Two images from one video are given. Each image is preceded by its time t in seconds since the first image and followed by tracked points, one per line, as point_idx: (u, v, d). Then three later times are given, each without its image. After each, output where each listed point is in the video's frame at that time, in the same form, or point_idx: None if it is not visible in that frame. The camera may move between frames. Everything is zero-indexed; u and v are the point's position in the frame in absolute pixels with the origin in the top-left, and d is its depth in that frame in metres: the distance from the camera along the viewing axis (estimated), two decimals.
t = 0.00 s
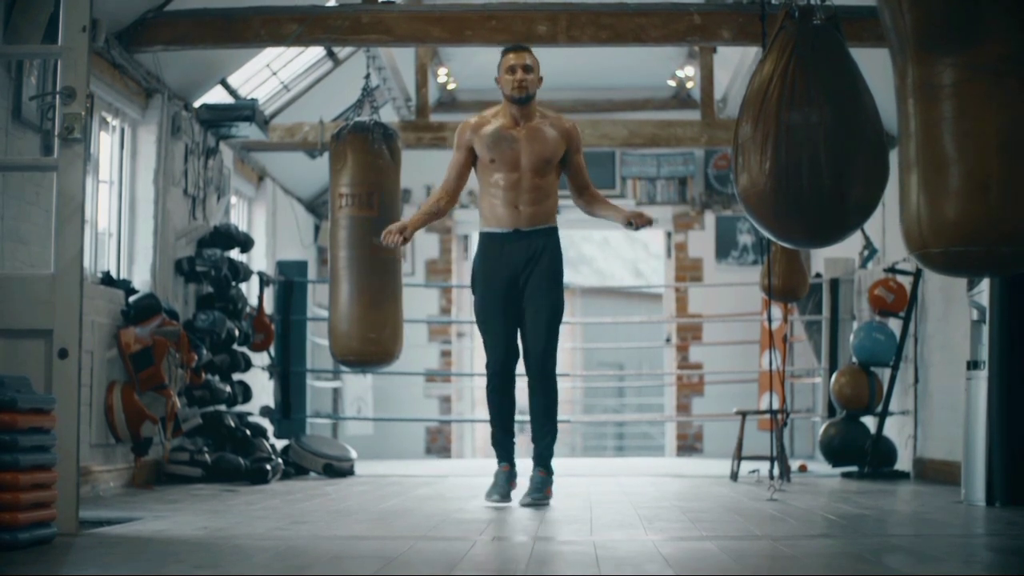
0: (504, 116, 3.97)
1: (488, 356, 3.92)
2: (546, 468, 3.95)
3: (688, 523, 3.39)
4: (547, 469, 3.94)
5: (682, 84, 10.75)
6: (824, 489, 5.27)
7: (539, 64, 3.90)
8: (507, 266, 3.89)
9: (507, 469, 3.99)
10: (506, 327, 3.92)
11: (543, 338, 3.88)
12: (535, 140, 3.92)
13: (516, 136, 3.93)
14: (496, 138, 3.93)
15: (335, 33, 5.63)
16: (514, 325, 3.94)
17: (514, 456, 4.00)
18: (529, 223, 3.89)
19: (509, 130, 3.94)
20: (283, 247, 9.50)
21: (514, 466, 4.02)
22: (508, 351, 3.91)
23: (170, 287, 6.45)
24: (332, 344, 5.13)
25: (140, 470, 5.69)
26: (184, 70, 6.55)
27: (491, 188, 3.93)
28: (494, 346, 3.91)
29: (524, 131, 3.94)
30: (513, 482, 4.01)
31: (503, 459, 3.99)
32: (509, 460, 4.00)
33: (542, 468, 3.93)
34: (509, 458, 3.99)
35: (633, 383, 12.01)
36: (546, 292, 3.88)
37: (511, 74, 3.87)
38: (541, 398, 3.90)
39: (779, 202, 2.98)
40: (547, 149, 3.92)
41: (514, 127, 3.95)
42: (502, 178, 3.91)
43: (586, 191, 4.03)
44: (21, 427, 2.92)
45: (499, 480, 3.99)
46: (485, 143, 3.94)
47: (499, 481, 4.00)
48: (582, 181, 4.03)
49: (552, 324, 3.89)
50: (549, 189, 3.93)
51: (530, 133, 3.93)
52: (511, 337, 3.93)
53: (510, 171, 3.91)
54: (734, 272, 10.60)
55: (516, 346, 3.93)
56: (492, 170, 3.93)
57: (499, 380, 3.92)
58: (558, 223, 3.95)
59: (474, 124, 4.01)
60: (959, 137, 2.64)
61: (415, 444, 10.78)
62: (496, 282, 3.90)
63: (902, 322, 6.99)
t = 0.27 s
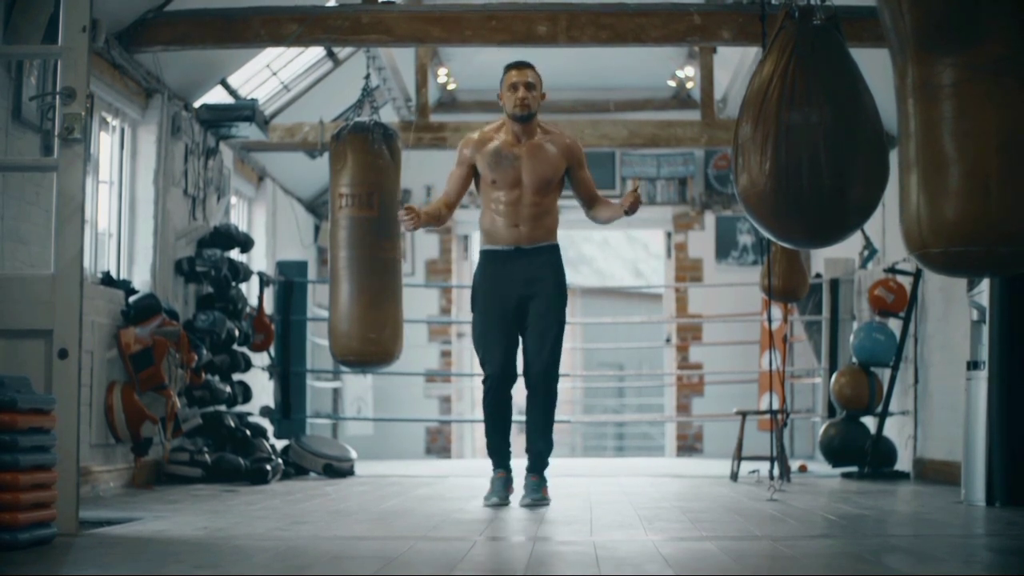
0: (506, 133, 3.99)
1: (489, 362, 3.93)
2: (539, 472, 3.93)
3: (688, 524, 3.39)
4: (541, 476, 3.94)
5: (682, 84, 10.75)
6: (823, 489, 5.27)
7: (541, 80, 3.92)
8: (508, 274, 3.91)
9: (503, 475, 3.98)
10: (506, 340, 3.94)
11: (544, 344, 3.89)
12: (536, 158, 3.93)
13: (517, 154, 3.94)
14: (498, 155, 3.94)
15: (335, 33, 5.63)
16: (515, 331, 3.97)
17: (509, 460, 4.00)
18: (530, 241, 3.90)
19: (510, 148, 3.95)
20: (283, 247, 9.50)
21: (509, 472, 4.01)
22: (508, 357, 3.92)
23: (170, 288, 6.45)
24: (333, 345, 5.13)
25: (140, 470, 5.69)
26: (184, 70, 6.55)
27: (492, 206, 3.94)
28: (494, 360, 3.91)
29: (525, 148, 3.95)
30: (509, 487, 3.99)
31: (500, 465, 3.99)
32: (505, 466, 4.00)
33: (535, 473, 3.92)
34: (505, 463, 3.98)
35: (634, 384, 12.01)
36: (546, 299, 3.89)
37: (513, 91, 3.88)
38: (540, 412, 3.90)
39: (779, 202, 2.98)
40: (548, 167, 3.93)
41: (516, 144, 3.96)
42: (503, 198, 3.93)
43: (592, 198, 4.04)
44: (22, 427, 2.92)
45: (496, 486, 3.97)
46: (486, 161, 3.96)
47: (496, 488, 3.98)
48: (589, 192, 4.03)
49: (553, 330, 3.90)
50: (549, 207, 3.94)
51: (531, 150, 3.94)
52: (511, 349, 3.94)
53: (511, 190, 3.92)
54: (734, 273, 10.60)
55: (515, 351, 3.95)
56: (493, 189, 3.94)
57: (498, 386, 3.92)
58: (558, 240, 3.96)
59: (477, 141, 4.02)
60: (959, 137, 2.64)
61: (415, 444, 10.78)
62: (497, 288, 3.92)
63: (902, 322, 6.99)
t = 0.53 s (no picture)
0: (506, 131, 4.00)
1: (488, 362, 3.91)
2: (541, 471, 3.96)
3: (688, 524, 3.39)
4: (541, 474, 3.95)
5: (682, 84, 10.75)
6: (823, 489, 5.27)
7: (542, 77, 3.94)
8: (508, 272, 3.90)
9: (507, 472, 3.98)
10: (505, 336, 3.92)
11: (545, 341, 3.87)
12: (536, 155, 3.94)
13: (517, 151, 3.95)
14: (498, 152, 3.96)
15: (336, 33, 5.63)
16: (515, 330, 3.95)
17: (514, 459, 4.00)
18: (529, 237, 3.90)
19: (510, 145, 3.97)
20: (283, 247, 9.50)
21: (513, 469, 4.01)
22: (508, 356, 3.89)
23: (170, 288, 6.45)
24: (333, 345, 5.13)
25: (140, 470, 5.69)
26: (184, 71, 6.55)
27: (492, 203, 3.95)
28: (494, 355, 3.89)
29: (525, 145, 3.96)
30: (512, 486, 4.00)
31: (505, 462, 3.98)
32: (510, 463, 4.00)
33: (536, 472, 3.94)
34: (510, 461, 3.98)
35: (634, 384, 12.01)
36: (547, 298, 3.87)
37: (514, 88, 3.90)
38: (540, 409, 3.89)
39: (779, 202, 2.98)
40: (548, 163, 3.93)
41: (516, 141, 3.98)
42: (503, 195, 3.93)
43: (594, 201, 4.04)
44: (22, 427, 2.92)
45: (499, 484, 3.97)
46: (487, 158, 3.97)
47: (499, 486, 3.98)
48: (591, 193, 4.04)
49: (553, 329, 3.87)
50: (549, 203, 3.94)
51: (531, 147, 3.95)
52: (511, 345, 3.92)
53: (511, 186, 3.93)
54: (734, 273, 10.60)
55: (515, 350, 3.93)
56: (493, 186, 3.95)
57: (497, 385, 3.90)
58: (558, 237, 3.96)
59: (477, 139, 4.03)
60: (959, 137, 2.64)
61: (415, 444, 10.78)
62: (496, 287, 3.90)
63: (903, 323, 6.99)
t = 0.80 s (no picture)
0: (505, 116, 3.97)
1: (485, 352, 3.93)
2: (541, 468, 3.94)
3: (688, 524, 3.40)
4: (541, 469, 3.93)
5: (682, 84, 10.75)
6: (824, 489, 5.27)
7: (540, 63, 3.89)
8: (505, 264, 3.89)
9: (510, 465, 3.96)
10: (503, 323, 3.92)
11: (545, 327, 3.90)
12: (534, 140, 3.92)
13: (516, 135, 3.92)
14: (496, 137, 3.93)
15: (335, 33, 5.63)
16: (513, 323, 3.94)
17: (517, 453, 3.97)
18: (527, 222, 3.88)
19: (508, 130, 3.94)
20: (284, 248, 9.50)
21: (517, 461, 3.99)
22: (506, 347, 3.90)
23: (170, 288, 6.45)
24: (333, 345, 5.13)
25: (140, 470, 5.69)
26: (184, 71, 6.55)
27: (491, 187, 3.93)
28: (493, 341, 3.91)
29: (524, 130, 3.93)
30: (514, 479, 4.00)
31: (506, 455, 3.95)
32: (512, 456, 3.97)
33: (536, 469, 3.92)
34: (512, 454, 3.95)
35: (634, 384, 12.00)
36: (543, 288, 3.89)
37: (512, 74, 3.86)
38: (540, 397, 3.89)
39: (779, 203, 2.98)
40: (546, 149, 3.91)
41: (514, 126, 3.95)
42: (502, 179, 3.91)
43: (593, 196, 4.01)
44: (22, 428, 2.92)
45: (502, 479, 3.97)
46: (485, 143, 3.95)
47: (501, 480, 3.98)
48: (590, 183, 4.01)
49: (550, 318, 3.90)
50: (548, 187, 3.92)
51: (530, 132, 3.93)
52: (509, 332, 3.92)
53: (509, 170, 3.91)
54: (734, 273, 10.60)
55: (512, 342, 3.92)
56: (492, 169, 3.93)
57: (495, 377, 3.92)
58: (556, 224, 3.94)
59: (476, 124, 4.01)
60: (959, 137, 2.64)
61: (415, 444, 10.78)
62: (493, 279, 3.90)
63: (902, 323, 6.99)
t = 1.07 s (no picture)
0: (502, 108, 3.96)
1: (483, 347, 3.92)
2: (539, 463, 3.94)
3: (689, 524, 3.40)
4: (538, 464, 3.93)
5: (682, 84, 10.75)
6: (824, 490, 5.27)
7: (538, 55, 3.87)
8: (505, 260, 3.88)
9: (511, 459, 3.96)
10: (502, 315, 3.90)
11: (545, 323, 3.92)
12: (532, 132, 3.91)
13: (514, 127, 3.91)
14: (494, 129, 3.92)
15: (335, 34, 5.63)
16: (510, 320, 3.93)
17: (518, 446, 4.00)
18: (525, 214, 3.87)
19: (507, 121, 3.93)
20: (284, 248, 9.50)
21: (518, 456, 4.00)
22: (504, 343, 3.89)
23: (170, 288, 6.45)
24: (332, 345, 5.13)
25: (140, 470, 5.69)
26: (184, 71, 6.54)
27: (489, 179, 3.92)
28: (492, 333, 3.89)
29: (522, 122, 3.92)
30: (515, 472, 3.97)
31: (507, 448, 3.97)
32: (513, 450, 3.99)
33: (534, 464, 3.92)
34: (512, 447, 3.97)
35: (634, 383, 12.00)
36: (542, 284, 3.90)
37: (511, 65, 3.84)
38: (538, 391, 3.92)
39: (779, 203, 2.98)
40: (544, 141, 3.90)
41: (513, 117, 3.93)
42: (500, 170, 3.90)
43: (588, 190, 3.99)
44: (22, 428, 2.92)
45: (503, 472, 3.91)
46: (483, 134, 3.93)
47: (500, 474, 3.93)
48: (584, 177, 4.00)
49: (548, 314, 3.92)
50: (546, 178, 3.91)
51: (528, 124, 3.92)
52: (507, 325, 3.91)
53: (508, 161, 3.90)
54: (734, 273, 10.60)
55: (510, 338, 3.91)
56: (489, 160, 3.92)
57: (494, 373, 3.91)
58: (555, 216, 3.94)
59: (474, 115, 3.99)
60: (959, 137, 2.64)
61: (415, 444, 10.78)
62: (492, 275, 3.88)
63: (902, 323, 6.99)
